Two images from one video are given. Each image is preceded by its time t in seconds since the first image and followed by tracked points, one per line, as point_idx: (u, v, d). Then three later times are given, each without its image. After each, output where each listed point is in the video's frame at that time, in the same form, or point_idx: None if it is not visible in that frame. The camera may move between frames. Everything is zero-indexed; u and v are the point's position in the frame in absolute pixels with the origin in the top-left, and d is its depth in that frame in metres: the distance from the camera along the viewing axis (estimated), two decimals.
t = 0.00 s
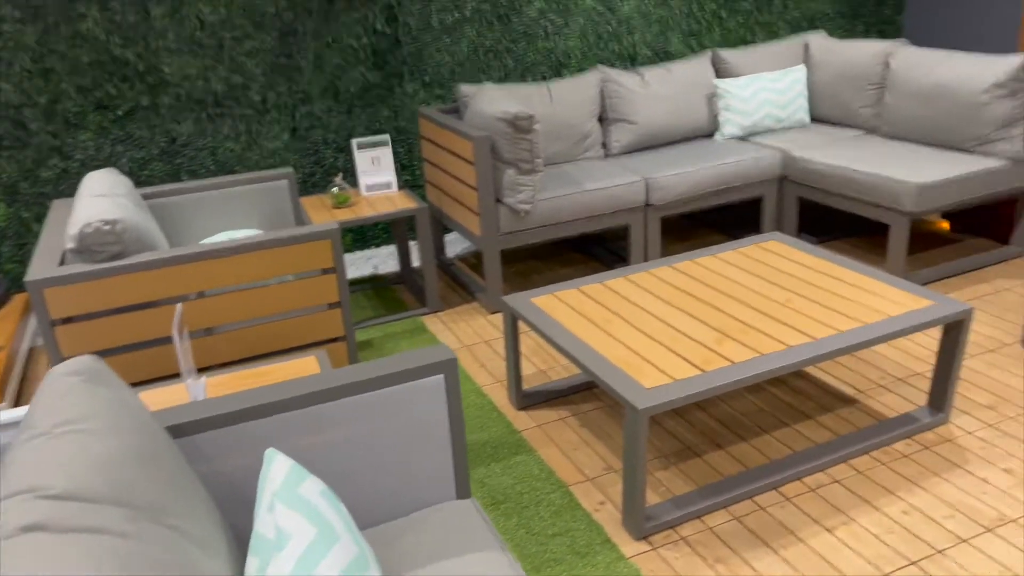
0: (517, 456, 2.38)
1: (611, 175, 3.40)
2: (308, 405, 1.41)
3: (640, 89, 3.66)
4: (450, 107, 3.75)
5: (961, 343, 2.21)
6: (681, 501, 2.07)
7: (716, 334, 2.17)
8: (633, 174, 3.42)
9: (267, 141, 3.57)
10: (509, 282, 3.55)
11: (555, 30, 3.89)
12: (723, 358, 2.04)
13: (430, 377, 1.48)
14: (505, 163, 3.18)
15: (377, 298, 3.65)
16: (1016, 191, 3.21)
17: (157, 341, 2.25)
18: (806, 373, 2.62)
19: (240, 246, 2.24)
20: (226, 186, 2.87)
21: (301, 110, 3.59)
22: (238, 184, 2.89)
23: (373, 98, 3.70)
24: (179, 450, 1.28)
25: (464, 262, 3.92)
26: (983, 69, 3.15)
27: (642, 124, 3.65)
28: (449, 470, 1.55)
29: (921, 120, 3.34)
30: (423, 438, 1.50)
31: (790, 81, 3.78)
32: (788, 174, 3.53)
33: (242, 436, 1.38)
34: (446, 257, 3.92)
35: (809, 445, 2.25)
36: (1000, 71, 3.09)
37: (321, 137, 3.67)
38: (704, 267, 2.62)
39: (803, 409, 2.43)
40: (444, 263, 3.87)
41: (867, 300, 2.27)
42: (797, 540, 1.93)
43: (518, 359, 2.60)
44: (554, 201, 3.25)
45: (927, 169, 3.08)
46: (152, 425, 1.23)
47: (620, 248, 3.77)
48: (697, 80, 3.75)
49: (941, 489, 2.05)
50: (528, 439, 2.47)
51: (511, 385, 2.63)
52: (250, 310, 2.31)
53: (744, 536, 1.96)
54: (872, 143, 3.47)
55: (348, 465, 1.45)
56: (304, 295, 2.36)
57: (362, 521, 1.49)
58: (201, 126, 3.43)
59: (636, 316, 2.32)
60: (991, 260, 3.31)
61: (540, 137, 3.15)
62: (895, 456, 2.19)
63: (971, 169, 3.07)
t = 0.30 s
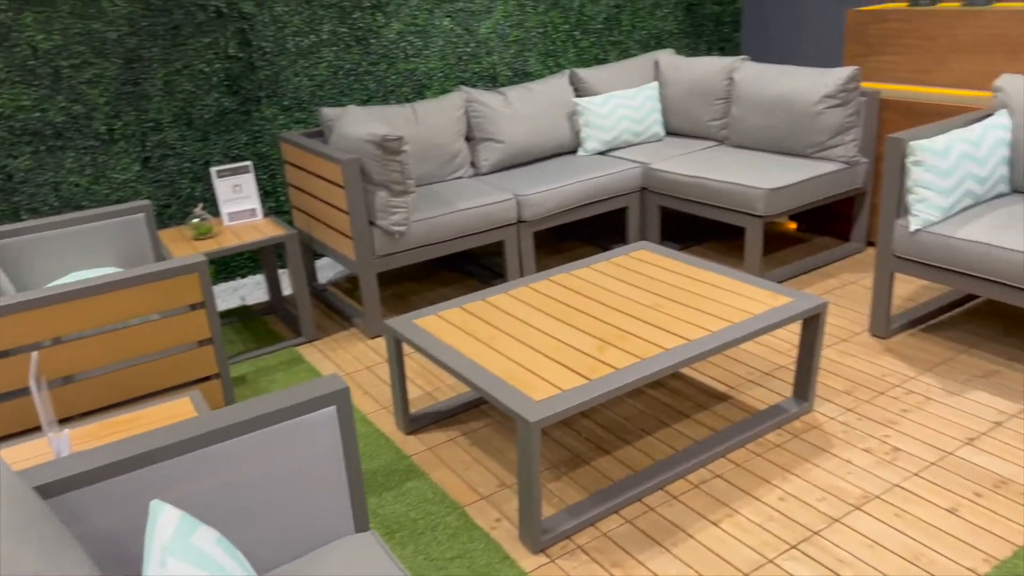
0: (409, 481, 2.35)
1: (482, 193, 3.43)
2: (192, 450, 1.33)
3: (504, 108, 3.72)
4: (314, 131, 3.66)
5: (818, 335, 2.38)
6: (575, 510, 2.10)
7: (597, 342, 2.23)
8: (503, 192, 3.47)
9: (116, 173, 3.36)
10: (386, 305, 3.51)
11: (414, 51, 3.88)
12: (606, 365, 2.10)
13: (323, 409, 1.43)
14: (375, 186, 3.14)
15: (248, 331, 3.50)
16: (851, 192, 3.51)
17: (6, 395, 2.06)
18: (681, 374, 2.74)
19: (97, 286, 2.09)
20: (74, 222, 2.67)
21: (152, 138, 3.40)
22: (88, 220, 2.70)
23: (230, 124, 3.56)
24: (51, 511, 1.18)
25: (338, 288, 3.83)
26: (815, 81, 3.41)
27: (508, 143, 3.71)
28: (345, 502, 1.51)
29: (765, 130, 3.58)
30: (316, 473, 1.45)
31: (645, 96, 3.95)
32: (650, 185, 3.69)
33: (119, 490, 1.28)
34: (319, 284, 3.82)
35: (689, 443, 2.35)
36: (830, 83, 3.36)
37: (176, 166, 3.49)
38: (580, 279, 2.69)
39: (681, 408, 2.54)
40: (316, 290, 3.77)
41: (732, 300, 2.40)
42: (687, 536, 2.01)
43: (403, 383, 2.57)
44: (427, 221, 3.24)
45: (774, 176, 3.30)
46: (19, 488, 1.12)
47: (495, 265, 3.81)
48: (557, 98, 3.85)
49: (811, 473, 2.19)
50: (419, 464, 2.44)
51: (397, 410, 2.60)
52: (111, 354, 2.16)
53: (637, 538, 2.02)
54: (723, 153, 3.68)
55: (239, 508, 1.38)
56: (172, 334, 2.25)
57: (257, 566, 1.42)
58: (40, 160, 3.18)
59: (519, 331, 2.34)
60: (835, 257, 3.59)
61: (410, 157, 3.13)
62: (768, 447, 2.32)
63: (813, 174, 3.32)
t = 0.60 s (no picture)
0: (310, 507, 2.29)
1: (376, 209, 3.40)
2: (75, 488, 1.25)
3: (395, 123, 3.70)
4: (197, 149, 3.53)
5: (708, 336, 2.48)
6: (481, 523, 2.10)
7: (497, 354, 2.25)
8: (397, 208, 3.44)
9: None
10: (280, 327, 3.41)
11: (300, 67, 3.82)
12: (507, 377, 2.12)
13: (217, 436, 1.38)
14: (264, 205, 3.06)
15: (132, 360, 3.33)
16: (732, 200, 3.68)
17: None
18: (580, 381, 2.79)
19: None
20: None
21: (19, 161, 3.19)
22: None
23: (105, 144, 3.38)
24: None
25: (228, 312, 3.70)
26: (694, 94, 3.57)
27: (400, 159, 3.69)
28: (243, 532, 1.45)
29: (651, 142, 3.71)
30: (212, 503, 1.39)
31: (534, 111, 4.02)
32: (543, 198, 3.75)
33: None
34: (207, 308, 3.68)
35: (591, 449, 2.40)
36: (708, 96, 3.52)
37: (47, 190, 3.29)
38: (478, 292, 2.70)
39: (581, 415, 2.59)
40: (205, 314, 3.63)
41: (626, 306, 2.47)
42: (591, 540, 2.04)
43: (300, 407, 2.50)
44: (320, 239, 3.18)
45: (661, 186, 3.43)
46: None
47: (392, 282, 3.78)
48: (448, 114, 3.86)
49: (707, 470, 2.27)
50: (320, 488, 2.38)
51: (296, 434, 2.53)
52: None
53: (543, 546, 2.03)
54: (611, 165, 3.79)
55: (127, 546, 1.31)
56: (50, 367, 2.12)
57: None
58: None
59: (419, 346, 2.33)
60: (720, 262, 3.76)
61: (300, 174, 3.07)
62: (665, 448, 2.39)
63: (696, 183, 3.46)
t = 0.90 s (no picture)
0: (241, 530, 2.23)
1: (305, 224, 3.35)
2: None
3: (322, 137, 3.66)
4: (115, 164, 3.42)
5: (638, 344, 2.52)
6: (418, 538, 2.07)
7: (431, 367, 2.23)
8: (326, 222, 3.40)
9: None
10: (206, 346, 3.32)
11: (223, 80, 3.74)
12: (441, 390, 2.10)
13: (141, 461, 1.33)
14: (187, 221, 2.98)
15: (49, 385, 3.18)
16: (659, 209, 3.76)
17: None
18: (514, 392, 2.80)
19: None
20: None
21: None
22: None
23: (17, 160, 3.24)
24: None
25: (151, 332, 3.59)
26: (620, 106, 3.63)
27: (328, 172, 3.65)
28: (171, 559, 1.40)
29: (579, 154, 3.76)
30: (136, 530, 1.34)
31: (464, 123, 4.02)
32: (474, 210, 3.75)
33: None
34: (129, 328, 3.56)
35: (526, 459, 2.40)
36: (633, 108, 3.59)
37: None
38: (411, 305, 2.68)
39: (516, 426, 2.59)
40: (126, 335, 3.51)
41: (558, 316, 2.50)
42: (529, 550, 2.04)
43: (229, 427, 2.44)
44: (247, 255, 3.11)
45: (590, 197, 3.47)
46: None
47: (322, 298, 3.72)
48: (376, 127, 3.84)
49: (640, 476, 2.31)
50: (250, 510, 2.32)
51: (225, 455, 2.46)
52: None
53: (480, 559, 2.02)
54: (541, 177, 3.82)
55: None
56: None
57: None
58: None
59: (351, 362, 2.30)
60: (649, 270, 3.83)
61: (224, 189, 3.00)
62: (599, 455, 2.42)
63: (624, 194, 3.52)
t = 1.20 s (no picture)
0: (195, 547, 2.18)
1: (257, 235, 3.30)
2: None
3: (273, 147, 3.62)
4: (59, 177, 3.33)
5: (594, 350, 2.55)
6: (375, 550, 2.05)
7: (387, 377, 2.22)
8: (279, 232, 3.36)
9: None
10: (156, 361, 3.25)
11: (171, 91, 3.68)
12: (397, 400, 2.09)
13: (89, 479, 1.30)
14: (135, 234, 2.92)
15: None
16: (613, 217, 3.80)
17: None
18: (471, 401, 2.80)
19: None
20: None
21: None
22: None
23: None
24: None
25: (98, 347, 3.50)
26: (572, 116, 3.67)
27: (280, 183, 3.61)
28: None
29: (532, 163, 3.78)
30: (84, 550, 1.31)
31: (418, 132, 4.01)
32: (428, 219, 3.75)
33: None
34: (75, 344, 3.47)
35: (484, 467, 2.40)
36: (585, 117, 3.63)
37: None
38: (365, 316, 2.66)
39: (473, 434, 2.59)
40: (72, 352, 3.42)
41: (513, 324, 2.50)
42: (487, 559, 2.04)
43: (181, 443, 2.39)
44: (198, 267, 3.06)
45: (544, 205, 3.50)
46: None
47: (275, 310, 3.67)
48: (328, 137, 3.81)
49: (597, 481, 2.32)
50: (204, 527, 2.28)
51: (176, 471, 2.41)
52: None
53: (439, 569, 2.01)
54: (495, 186, 3.84)
55: None
56: None
57: None
58: None
59: (305, 374, 2.27)
60: (604, 277, 3.87)
61: (173, 201, 2.95)
62: (557, 461, 2.43)
63: (577, 202, 3.55)
